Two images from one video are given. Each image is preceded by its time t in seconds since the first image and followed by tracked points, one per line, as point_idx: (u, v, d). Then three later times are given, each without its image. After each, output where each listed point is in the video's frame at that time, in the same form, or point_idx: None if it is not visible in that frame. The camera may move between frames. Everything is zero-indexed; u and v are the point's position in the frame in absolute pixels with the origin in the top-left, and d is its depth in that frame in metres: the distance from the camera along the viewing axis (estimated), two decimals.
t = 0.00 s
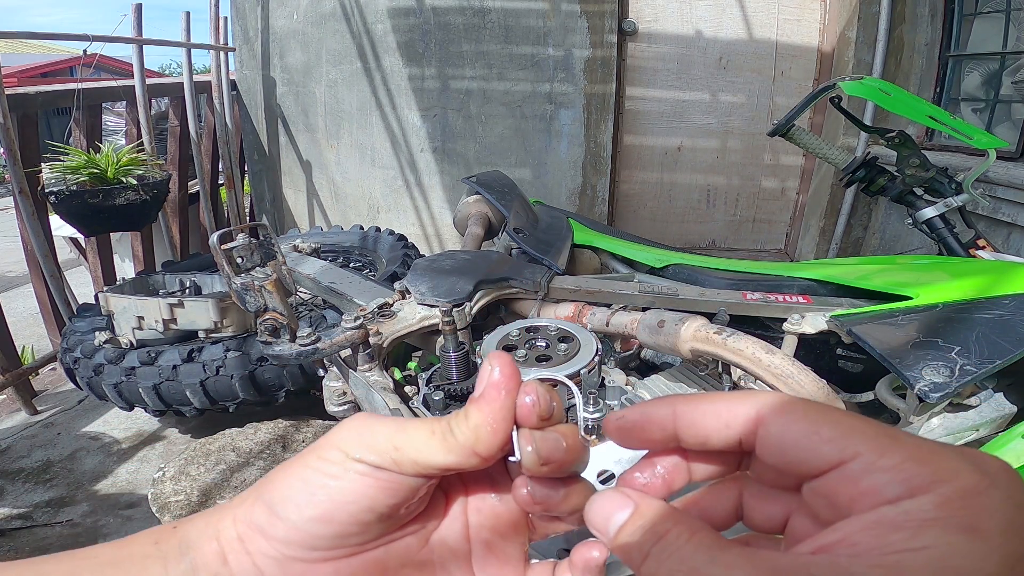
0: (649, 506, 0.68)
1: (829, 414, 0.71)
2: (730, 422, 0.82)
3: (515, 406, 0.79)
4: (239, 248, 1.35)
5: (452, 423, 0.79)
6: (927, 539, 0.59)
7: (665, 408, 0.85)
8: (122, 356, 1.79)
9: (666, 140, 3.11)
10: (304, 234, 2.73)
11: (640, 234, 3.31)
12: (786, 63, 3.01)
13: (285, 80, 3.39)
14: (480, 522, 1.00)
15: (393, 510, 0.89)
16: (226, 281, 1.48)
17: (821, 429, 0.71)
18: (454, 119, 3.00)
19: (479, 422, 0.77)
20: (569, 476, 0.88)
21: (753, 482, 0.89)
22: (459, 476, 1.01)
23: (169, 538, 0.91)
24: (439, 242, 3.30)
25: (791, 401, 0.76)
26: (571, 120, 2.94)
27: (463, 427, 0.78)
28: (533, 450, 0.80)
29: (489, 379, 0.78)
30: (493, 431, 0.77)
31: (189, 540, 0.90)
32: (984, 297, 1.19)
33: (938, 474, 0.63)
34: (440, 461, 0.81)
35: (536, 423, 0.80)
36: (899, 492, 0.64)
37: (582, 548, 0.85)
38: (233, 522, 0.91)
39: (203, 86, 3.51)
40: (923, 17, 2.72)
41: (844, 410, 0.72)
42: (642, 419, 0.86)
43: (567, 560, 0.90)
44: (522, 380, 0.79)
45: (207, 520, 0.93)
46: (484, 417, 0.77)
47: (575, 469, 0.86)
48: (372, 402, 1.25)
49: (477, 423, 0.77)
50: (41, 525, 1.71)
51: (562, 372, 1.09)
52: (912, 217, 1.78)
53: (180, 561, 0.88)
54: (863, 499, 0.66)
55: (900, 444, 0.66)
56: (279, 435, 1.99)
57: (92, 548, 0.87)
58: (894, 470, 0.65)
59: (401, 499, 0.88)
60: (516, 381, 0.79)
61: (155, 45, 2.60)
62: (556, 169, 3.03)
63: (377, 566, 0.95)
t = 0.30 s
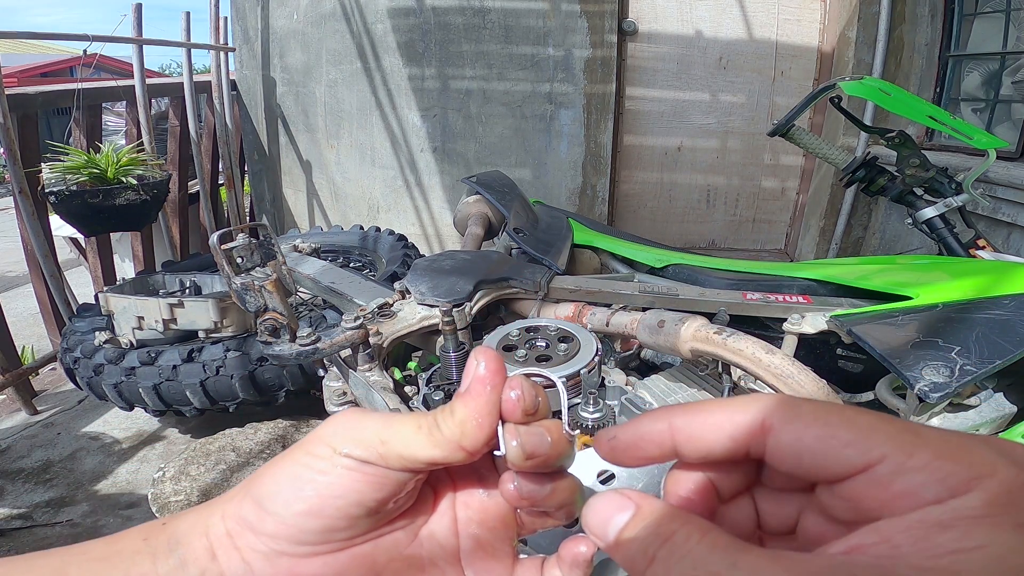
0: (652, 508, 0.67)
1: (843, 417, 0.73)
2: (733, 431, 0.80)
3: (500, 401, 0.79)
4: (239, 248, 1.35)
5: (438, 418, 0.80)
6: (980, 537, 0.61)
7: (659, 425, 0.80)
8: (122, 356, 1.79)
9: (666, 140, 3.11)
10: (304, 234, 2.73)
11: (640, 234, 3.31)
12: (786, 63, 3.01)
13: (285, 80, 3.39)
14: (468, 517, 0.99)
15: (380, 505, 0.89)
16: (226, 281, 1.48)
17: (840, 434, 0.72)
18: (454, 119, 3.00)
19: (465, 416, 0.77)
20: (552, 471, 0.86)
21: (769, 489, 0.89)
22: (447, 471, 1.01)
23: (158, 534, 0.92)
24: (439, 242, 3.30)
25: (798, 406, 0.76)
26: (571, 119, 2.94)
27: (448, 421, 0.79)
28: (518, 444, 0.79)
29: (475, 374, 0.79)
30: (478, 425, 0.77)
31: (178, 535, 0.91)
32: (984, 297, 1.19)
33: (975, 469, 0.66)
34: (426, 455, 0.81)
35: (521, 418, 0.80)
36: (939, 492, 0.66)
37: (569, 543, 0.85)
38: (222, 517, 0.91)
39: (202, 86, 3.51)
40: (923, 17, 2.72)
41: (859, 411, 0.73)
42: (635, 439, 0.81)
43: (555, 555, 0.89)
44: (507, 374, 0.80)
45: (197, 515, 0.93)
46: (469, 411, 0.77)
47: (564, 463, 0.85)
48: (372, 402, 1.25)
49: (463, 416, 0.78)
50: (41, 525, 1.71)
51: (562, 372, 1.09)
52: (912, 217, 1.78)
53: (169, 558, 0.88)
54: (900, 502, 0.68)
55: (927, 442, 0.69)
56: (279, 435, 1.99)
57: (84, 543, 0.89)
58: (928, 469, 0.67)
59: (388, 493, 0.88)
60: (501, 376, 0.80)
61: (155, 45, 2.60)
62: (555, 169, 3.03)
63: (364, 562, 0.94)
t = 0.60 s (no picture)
0: (654, 511, 0.67)
1: (850, 405, 0.72)
2: (742, 413, 0.80)
3: (496, 402, 0.78)
4: (239, 248, 1.35)
5: (434, 419, 0.80)
6: (990, 538, 0.59)
7: (670, 398, 0.81)
8: (122, 356, 1.79)
9: (666, 140, 3.11)
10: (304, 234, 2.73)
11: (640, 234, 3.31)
12: (786, 63, 3.00)
13: (285, 80, 3.39)
14: (466, 517, 0.99)
15: (376, 507, 0.88)
16: (225, 281, 1.48)
17: (844, 422, 0.72)
18: (454, 119, 3.00)
19: (460, 418, 0.78)
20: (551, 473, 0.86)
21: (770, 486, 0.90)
22: (446, 472, 1.01)
23: (157, 534, 0.92)
24: (439, 243, 3.30)
25: (808, 392, 0.75)
26: (571, 120, 2.94)
27: (444, 423, 0.79)
28: (513, 446, 0.79)
29: (470, 375, 0.78)
30: (474, 427, 0.78)
31: (175, 537, 0.91)
32: (984, 297, 1.19)
33: (976, 467, 0.65)
34: (421, 457, 0.81)
35: (517, 419, 0.79)
36: (940, 488, 0.65)
37: (570, 544, 0.85)
38: (218, 519, 0.91)
39: (202, 85, 3.51)
40: (923, 17, 2.72)
41: (864, 401, 0.72)
42: (645, 408, 0.82)
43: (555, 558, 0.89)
44: (503, 374, 0.79)
45: (194, 517, 0.93)
46: (464, 413, 0.78)
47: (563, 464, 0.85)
48: (372, 402, 1.24)
49: (458, 418, 0.78)
50: (41, 525, 1.71)
51: (562, 372, 1.09)
52: (912, 217, 1.78)
53: (166, 559, 0.88)
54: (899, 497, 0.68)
55: (929, 437, 0.69)
56: (279, 435, 1.99)
57: (83, 543, 0.89)
58: (928, 463, 0.67)
59: (384, 495, 0.88)
60: (498, 377, 0.79)
61: (154, 45, 2.60)
62: (555, 169, 3.03)
63: (362, 564, 0.94)
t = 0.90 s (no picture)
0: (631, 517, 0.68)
1: (810, 426, 0.70)
2: (699, 447, 0.76)
3: (495, 400, 0.79)
4: (239, 248, 1.35)
5: (433, 416, 0.80)
6: (977, 540, 0.60)
7: (616, 433, 0.77)
8: (122, 356, 1.79)
9: (666, 140, 3.11)
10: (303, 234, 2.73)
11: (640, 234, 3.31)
12: (786, 63, 3.00)
13: (285, 80, 3.39)
14: (467, 515, 0.98)
15: (376, 504, 0.88)
16: (225, 281, 1.48)
17: (808, 445, 0.70)
18: (454, 119, 3.00)
19: (459, 415, 0.77)
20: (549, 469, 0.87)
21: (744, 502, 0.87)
22: (445, 470, 1.01)
23: (159, 533, 0.92)
24: (439, 242, 3.30)
25: (763, 419, 0.73)
26: (571, 120, 2.94)
27: (443, 421, 0.79)
28: (513, 443, 0.80)
29: (469, 373, 0.78)
30: (472, 425, 0.78)
31: (178, 535, 0.91)
32: (984, 297, 1.19)
33: (952, 470, 0.65)
34: (420, 455, 0.81)
35: (516, 417, 0.81)
36: (923, 498, 0.65)
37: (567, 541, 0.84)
38: (220, 517, 0.91)
39: (202, 85, 3.51)
40: (923, 16, 2.72)
41: (823, 423, 0.70)
42: (592, 444, 0.78)
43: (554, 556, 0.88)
44: (502, 373, 0.80)
45: (196, 514, 0.94)
46: (463, 411, 0.77)
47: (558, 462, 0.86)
48: (372, 402, 1.25)
49: (457, 416, 0.78)
50: (41, 525, 1.71)
51: (562, 372, 1.09)
52: (912, 217, 1.78)
53: (168, 557, 0.88)
54: (883, 511, 0.66)
55: (901, 445, 0.67)
56: (279, 435, 1.99)
57: (85, 542, 0.89)
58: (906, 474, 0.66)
59: (384, 492, 0.88)
60: (496, 374, 0.79)
61: (154, 45, 2.60)
62: (556, 169, 3.03)
63: (363, 561, 0.94)
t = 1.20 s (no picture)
0: (633, 516, 0.68)
1: (800, 430, 0.71)
2: (694, 448, 0.78)
3: (485, 393, 0.78)
4: (239, 248, 1.35)
5: (425, 410, 0.80)
6: (954, 540, 0.61)
7: (624, 427, 0.80)
8: (122, 356, 1.79)
9: (666, 140, 3.11)
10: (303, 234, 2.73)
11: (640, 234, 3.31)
12: (786, 63, 3.00)
13: (285, 80, 3.39)
14: (460, 508, 0.98)
15: (370, 496, 0.88)
16: (225, 281, 1.48)
17: (799, 448, 0.70)
18: (454, 119, 3.00)
19: (449, 409, 0.78)
20: (541, 462, 0.87)
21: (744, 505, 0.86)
22: (439, 464, 1.01)
23: (155, 526, 0.93)
24: (439, 242, 3.30)
25: (757, 422, 0.74)
26: (571, 120, 2.93)
27: (434, 414, 0.79)
28: (504, 437, 0.79)
29: (460, 366, 0.78)
30: (464, 418, 0.78)
31: (174, 528, 0.92)
32: (984, 297, 1.19)
33: (935, 472, 0.65)
34: (412, 448, 0.81)
35: (506, 410, 0.79)
36: (908, 499, 0.65)
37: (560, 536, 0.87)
38: (215, 510, 0.91)
39: (202, 85, 3.51)
40: (923, 17, 2.72)
41: (812, 427, 0.71)
42: (600, 433, 0.81)
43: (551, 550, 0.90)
44: (492, 366, 0.79)
45: (192, 508, 0.94)
46: (454, 404, 0.78)
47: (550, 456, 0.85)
48: (372, 402, 1.25)
49: (448, 409, 0.78)
50: (41, 524, 1.71)
51: (562, 372, 1.09)
52: (912, 217, 1.78)
53: (165, 551, 0.89)
54: (871, 512, 0.67)
55: (885, 448, 0.67)
56: (279, 435, 1.99)
57: (83, 537, 0.89)
58: (891, 475, 0.66)
59: (378, 485, 0.87)
60: (487, 368, 0.80)
61: (154, 45, 2.60)
62: (556, 169, 3.03)
63: (357, 554, 0.93)
